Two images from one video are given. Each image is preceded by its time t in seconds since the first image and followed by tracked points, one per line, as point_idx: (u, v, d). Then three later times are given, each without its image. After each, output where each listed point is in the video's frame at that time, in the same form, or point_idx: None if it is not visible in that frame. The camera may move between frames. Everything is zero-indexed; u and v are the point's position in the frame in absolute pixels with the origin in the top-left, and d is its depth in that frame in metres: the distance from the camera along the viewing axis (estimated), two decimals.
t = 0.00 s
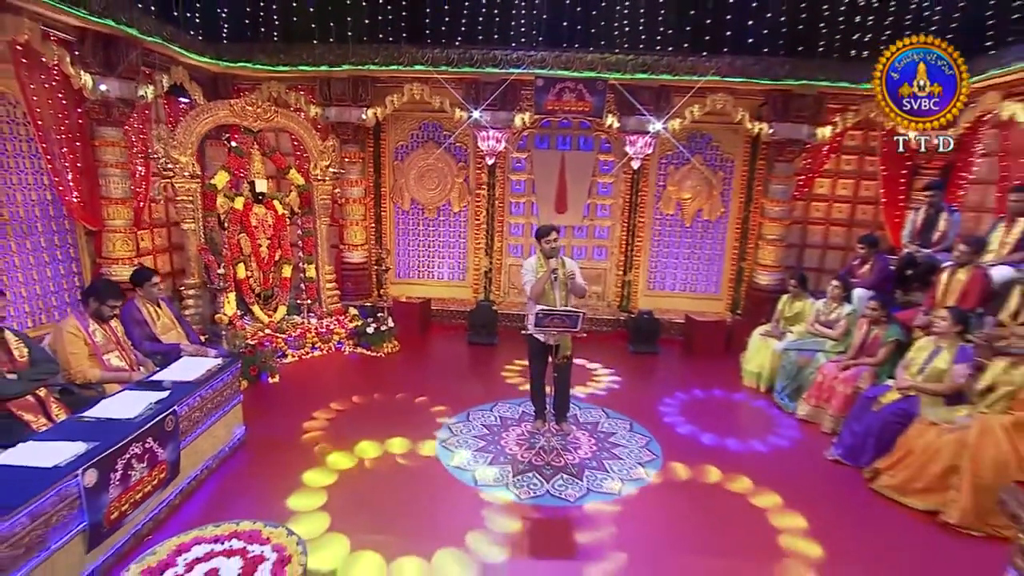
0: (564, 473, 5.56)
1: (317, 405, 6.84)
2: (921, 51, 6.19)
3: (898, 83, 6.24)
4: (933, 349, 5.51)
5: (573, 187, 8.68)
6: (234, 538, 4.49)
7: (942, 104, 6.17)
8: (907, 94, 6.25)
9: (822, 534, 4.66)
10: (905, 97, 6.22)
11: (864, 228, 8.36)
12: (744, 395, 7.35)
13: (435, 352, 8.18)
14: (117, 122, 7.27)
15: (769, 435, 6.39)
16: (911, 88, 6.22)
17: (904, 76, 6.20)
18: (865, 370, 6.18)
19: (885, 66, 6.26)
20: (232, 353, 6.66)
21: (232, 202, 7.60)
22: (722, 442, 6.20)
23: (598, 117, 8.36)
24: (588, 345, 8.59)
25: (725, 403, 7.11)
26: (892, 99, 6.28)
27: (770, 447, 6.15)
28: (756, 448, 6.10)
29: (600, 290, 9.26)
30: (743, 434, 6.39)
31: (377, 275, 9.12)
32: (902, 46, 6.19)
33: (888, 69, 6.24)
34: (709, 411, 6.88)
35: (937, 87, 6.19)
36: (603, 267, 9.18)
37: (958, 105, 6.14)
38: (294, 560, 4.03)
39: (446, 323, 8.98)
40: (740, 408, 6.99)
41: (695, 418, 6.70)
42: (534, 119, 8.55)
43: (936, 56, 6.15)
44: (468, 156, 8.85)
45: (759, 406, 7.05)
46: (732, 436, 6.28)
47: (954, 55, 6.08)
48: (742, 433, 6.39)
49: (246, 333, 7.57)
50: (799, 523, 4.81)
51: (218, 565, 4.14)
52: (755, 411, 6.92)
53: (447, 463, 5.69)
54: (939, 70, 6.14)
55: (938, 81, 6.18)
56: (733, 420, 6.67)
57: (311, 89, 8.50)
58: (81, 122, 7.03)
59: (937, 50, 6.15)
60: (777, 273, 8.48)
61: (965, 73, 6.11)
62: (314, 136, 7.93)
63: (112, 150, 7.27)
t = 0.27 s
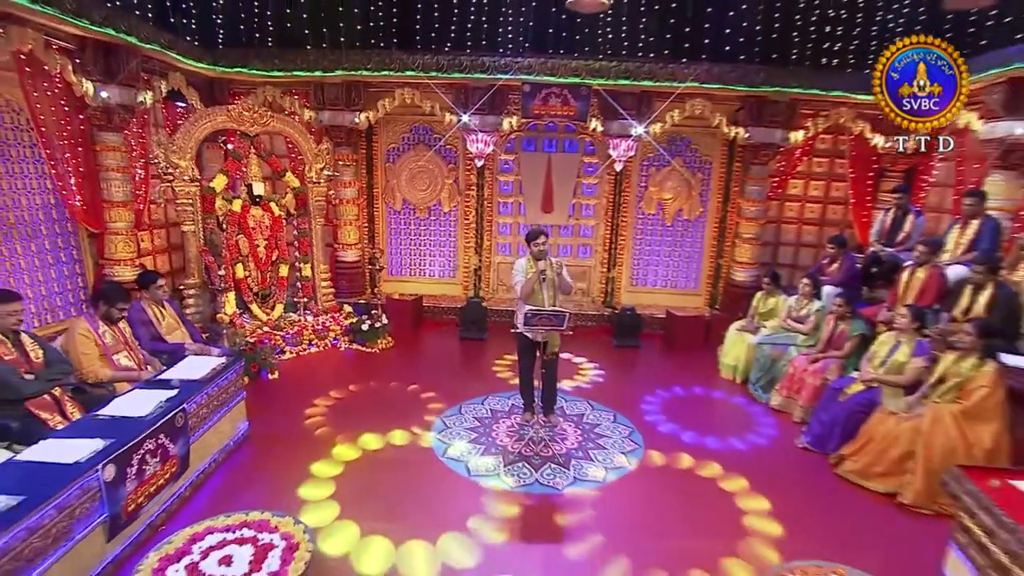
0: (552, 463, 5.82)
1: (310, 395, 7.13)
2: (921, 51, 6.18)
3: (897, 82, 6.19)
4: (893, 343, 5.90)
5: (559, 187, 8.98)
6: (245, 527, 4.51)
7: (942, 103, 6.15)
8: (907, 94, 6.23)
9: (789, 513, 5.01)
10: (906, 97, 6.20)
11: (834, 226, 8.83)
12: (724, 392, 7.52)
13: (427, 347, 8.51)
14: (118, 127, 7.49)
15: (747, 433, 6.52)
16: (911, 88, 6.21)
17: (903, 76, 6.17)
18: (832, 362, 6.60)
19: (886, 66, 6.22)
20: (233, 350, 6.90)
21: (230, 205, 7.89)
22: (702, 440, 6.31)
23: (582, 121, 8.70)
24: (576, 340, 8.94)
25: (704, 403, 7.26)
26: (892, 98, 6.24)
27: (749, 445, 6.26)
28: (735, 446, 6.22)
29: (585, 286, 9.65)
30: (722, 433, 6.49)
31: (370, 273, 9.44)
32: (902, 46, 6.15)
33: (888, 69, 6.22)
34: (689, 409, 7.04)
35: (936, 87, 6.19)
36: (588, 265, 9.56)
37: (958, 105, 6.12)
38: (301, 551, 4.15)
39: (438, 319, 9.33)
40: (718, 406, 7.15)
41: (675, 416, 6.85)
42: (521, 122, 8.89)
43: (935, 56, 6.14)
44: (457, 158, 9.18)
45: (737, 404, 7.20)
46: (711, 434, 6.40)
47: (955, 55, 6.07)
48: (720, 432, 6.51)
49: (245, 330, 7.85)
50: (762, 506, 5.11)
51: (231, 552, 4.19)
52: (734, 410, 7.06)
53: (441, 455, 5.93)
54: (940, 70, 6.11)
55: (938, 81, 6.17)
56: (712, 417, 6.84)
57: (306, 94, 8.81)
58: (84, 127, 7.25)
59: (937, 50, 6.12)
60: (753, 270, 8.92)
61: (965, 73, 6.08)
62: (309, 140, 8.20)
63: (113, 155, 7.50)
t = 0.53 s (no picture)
0: (542, 454, 6.14)
1: (308, 386, 7.44)
2: (922, 52, 6.41)
3: (898, 82, 6.49)
4: (863, 338, 6.20)
5: (548, 187, 9.46)
6: (254, 517, 4.75)
7: (942, 102, 6.41)
8: (907, 94, 6.51)
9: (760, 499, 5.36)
10: (906, 97, 6.46)
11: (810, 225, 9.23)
12: (706, 391, 7.72)
13: (421, 343, 8.80)
14: (119, 132, 7.72)
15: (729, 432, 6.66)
16: (911, 89, 6.49)
17: (904, 76, 6.43)
18: (805, 357, 6.93)
19: (887, 64, 6.50)
20: (235, 347, 7.13)
21: (229, 207, 8.14)
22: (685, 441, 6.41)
23: (570, 124, 9.01)
24: (564, 336, 9.26)
25: (688, 400, 7.43)
26: (891, 96, 6.49)
27: (732, 445, 6.38)
28: (718, 445, 6.35)
29: (573, 283, 9.98)
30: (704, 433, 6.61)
31: (364, 272, 9.74)
32: (902, 46, 6.38)
33: (888, 70, 6.48)
34: (673, 409, 7.19)
35: (936, 88, 6.44)
36: (575, 262, 9.90)
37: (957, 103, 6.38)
38: (308, 538, 4.40)
39: (431, 316, 9.64)
40: (701, 403, 7.34)
41: (659, 417, 6.99)
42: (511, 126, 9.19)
43: (935, 57, 6.39)
44: (449, 159, 9.49)
45: (719, 403, 7.38)
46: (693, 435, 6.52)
47: (954, 56, 6.32)
48: (703, 432, 6.63)
49: (245, 327, 8.09)
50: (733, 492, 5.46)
51: (241, 541, 4.43)
52: (716, 408, 7.23)
53: (437, 446, 6.20)
54: (939, 70, 6.36)
55: (938, 81, 6.42)
56: (694, 417, 7.00)
57: (301, 98, 9.06)
58: (86, 132, 7.43)
59: (937, 51, 6.37)
60: (734, 267, 9.29)
61: (964, 73, 6.35)
62: (305, 143, 8.43)
63: (115, 159, 7.71)
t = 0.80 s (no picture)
0: (532, 444, 6.48)
1: (308, 377, 7.79)
2: (922, 51, 6.21)
3: (898, 82, 6.35)
4: (833, 334, 6.53)
5: (536, 187, 9.77)
6: (264, 506, 4.82)
7: (942, 103, 6.18)
8: (907, 94, 6.32)
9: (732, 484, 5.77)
10: (906, 97, 6.26)
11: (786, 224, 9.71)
12: (691, 389, 7.93)
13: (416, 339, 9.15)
14: (124, 137, 7.95)
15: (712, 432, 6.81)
16: (911, 89, 6.30)
17: (904, 76, 6.30)
18: (780, 350, 7.36)
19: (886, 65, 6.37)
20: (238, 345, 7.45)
21: (230, 209, 8.44)
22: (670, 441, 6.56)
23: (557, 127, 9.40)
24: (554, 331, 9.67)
25: (675, 400, 7.61)
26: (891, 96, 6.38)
27: (715, 445, 6.53)
28: (700, 445, 6.49)
29: (561, 279, 10.39)
30: (688, 434, 6.76)
31: (360, 270, 10.12)
32: (902, 46, 6.18)
33: (888, 69, 6.35)
34: (660, 409, 7.37)
35: (937, 88, 6.21)
36: (564, 260, 10.29)
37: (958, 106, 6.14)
38: (316, 524, 4.53)
39: (426, 312, 10.02)
40: (685, 402, 7.54)
41: (645, 417, 7.15)
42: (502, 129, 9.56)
43: (935, 56, 6.16)
44: (441, 160, 9.86)
45: (704, 403, 7.56)
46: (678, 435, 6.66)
47: (954, 55, 6.08)
48: (687, 433, 6.78)
49: (247, 325, 8.41)
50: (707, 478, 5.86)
51: (253, 527, 4.51)
52: (701, 407, 7.40)
53: (432, 438, 6.49)
54: (940, 71, 6.14)
55: (938, 81, 6.19)
56: (680, 416, 7.18)
57: (298, 102, 9.36)
58: (92, 138, 7.69)
59: (938, 50, 6.14)
60: (715, 264, 9.75)
61: (967, 74, 6.08)
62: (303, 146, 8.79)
63: (120, 163, 7.97)
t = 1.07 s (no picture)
0: (525, 436, 6.68)
1: (310, 372, 8.13)
2: (921, 51, 5.92)
3: (897, 82, 6.02)
4: (808, 331, 6.78)
5: (528, 190, 10.26)
6: (274, 496, 4.77)
7: (943, 103, 5.96)
8: (906, 95, 6.03)
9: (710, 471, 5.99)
10: (905, 97, 5.99)
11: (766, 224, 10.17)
12: (678, 390, 8.06)
13: (414, 337, 9.52)
14: (131, 144, 8.23)
15: (701, 431, 6.86)
16: (911, 89, 6.01)
17: (903, 76, 5.97)
18: (760, 346, 7.78)
19: (885, 65, 6.01)
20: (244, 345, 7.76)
21: (233, 212, 8.77)
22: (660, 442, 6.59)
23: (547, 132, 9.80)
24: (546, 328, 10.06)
25: (663, 401, 7.69)
26: (892, 97, 6.04)
27: (702, 446, 6.53)
28: (688, 447, 6.49)
29: (552, 278, 10.79)
30: (679, 434, 6.78)
31: (359, 270, 10.51)
32: (902, 46, 5.91)
33: (887, 69, 6.01)
34: (648, 409, 7.44)
35: (936, 88, 5.98)
36: (555, 260, 10.70)
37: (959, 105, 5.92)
38: (325, 513, 4.55)
39: (423, 310, 10.41)
40: (672, 403, 7.63)
41: (634, 417, 7.22)
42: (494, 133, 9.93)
43: (935, 56, 5.90)
44: (436, 164, 10.24)
45: (691, 403, 7.65)
46: (669, 435, 6.69)
47: (954, 55, 5.85)
48: (677, 432, 6.81)
49: (250, 324, 8.75)
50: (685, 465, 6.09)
51: (266, 516, 4.48)
52: (687, 407, 7.49)
53: (429, 431, 6.70)
54: (939, 70, 5.91)
55: (938, 81, 5.97)
56: (668, 416, 7.26)
57: (298, 108, 9.70)
58: (101, 145, 7.95)
59: (938, 49, 5.87)
60: (698, 264, 10.20)
61: (966, 72, 5.88)
62: (302, 151, 9.13)
63: (127, 169, 8.26)
